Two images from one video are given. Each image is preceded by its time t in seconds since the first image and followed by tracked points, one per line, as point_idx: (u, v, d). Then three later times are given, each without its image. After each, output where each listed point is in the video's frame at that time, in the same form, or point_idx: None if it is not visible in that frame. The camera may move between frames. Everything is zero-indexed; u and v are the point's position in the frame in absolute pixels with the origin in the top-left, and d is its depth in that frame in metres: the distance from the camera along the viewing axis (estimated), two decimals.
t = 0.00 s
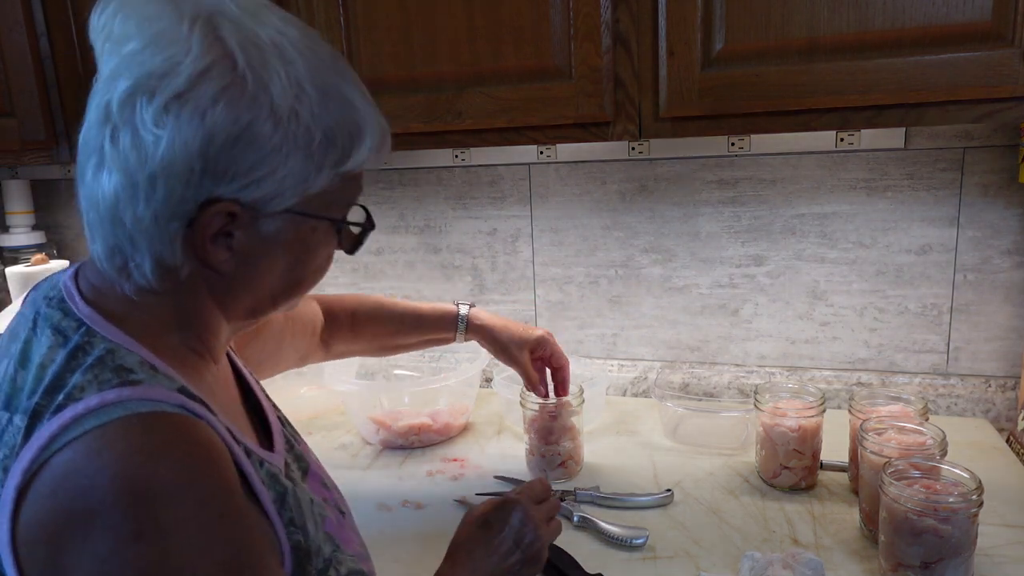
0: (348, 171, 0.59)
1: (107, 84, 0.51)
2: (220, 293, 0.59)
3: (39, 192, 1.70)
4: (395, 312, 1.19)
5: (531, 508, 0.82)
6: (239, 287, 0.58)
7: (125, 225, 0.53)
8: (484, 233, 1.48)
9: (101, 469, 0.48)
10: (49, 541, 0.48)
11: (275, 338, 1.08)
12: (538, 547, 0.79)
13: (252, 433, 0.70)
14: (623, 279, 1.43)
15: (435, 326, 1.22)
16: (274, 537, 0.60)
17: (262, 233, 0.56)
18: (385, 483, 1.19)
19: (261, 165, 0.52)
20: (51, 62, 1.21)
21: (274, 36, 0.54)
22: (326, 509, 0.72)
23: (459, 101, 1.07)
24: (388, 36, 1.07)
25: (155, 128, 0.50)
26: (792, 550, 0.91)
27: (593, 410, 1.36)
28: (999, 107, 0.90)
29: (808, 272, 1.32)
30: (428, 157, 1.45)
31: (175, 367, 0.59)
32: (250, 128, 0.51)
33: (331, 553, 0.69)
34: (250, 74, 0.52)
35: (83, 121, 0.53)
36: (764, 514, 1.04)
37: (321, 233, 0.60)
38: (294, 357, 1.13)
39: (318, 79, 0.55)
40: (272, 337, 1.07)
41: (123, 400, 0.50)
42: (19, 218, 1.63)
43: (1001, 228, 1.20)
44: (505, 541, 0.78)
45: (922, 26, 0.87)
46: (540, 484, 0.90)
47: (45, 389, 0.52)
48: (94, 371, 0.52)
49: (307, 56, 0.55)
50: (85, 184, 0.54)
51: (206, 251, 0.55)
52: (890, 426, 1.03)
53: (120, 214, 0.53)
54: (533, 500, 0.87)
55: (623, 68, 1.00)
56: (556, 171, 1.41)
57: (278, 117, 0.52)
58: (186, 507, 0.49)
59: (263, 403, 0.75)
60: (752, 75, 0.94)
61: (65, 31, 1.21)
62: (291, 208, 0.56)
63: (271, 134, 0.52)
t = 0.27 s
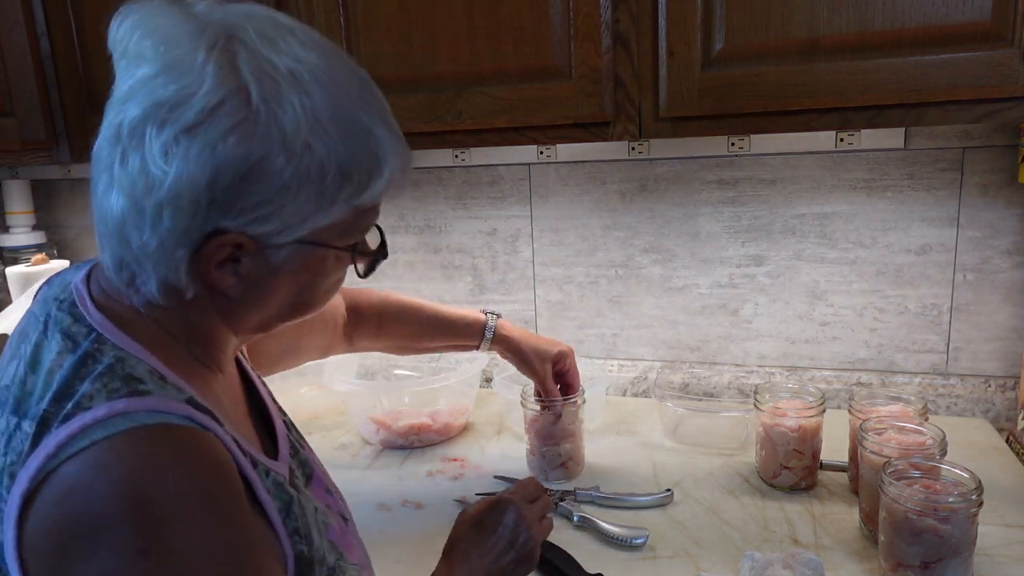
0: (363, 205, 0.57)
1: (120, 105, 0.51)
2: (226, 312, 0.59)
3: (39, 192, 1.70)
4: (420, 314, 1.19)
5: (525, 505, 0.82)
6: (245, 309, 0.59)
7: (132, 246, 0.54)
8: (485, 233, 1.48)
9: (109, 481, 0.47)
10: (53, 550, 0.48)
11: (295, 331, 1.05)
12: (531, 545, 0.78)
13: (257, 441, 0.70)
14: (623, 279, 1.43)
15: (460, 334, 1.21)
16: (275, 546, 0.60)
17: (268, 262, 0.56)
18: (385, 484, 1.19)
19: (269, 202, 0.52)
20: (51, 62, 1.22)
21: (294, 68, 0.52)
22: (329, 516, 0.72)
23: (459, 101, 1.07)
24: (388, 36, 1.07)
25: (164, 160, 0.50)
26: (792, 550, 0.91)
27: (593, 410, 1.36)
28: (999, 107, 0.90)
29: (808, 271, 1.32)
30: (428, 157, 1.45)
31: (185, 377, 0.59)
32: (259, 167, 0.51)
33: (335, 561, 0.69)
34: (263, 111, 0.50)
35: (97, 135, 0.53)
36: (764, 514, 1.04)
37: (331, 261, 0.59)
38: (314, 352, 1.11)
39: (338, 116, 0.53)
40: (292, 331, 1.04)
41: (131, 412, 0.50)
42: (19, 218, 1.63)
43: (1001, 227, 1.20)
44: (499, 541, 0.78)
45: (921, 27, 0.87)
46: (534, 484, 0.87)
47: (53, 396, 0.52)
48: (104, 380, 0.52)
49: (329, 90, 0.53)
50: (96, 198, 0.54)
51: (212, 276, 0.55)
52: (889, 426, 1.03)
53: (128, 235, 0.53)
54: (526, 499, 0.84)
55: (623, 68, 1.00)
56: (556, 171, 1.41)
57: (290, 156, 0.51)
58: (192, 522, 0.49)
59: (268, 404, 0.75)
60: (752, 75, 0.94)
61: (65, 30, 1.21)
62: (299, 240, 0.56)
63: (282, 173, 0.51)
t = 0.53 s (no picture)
0: (380, 225, 0.57)
1: (144, 114, 0.51)
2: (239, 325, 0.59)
3: (39, 192, 1.70)
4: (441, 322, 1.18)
5: (536, 522, 0.83)
6: (258, 322, 0.59)
7: (147, 254, 0.54)
8: (484, 233, 1.48)
9: (118, 487, 0.47)
10: (60, 552, 0.48)
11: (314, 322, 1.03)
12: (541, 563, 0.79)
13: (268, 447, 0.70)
14: (623, 279, 1.43)
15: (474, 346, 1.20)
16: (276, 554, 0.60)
17: (281, 278, 0.56)
18: (385, 483, 1.19)
19: (285, 221, 0.52)
20: (51, 62, 1.22)
21: (320, 88, 0.52)
22: (334, 523, 0.72)
23: (459, 101, 1.07)
24: (388, 36, 1.07)
25: (183, 174, 0.50)
26: (792, 550, 0.91)
27: (594, 410, 1.35)
28: (999, 107, 0.90)
29: (808, 271, 1.32)
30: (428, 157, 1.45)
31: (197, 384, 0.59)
32: (277, 187, 0.51)
33: (337, 570, 0.69)
34: (285, 131, 0.50)
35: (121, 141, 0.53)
36: (764, 514, 1.04)
37: (344, 277, 0.59)
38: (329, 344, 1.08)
39: (360, 138, 0.52)
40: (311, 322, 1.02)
41: (141, 418, 0.50)
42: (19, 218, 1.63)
43: (1001, 227, 1.20)
44: (507, 557, 0.78)
45: (921, 26, 0.87)
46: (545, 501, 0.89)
47: (65, 398, 0.52)
48: (116, 384, 0.52)
49: (354, 113, 0.52)
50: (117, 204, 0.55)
51: (225, 289, 0.55)
52: (889, 426, 1.02)
53: (144, 243, 0.53)
54: (536, 518, 0.85)
55: (623, 68, 1.00)
56: (556, 171, 1.41)
57: (309, 177, 0.51)
58: (197, 531, 0.49)
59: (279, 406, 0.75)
60: (753, 76, 0.94)
61: (65, 30, 1.21)
62: (313, 257, 0.55)
63: (300, 194, 0.51)
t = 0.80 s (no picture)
0: (373, 222, 0.57)
1: (131, 117, 0.51)
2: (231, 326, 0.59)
3: (39, 192, 1.70)
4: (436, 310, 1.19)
5: (532, 523, 0.83)
6: (251, 323, 0.59)
7: (137, 257, 0.54)
8: (484, 234, 1.48)
9: (106, 494, 0.47)
10: (49, 560, 0.47)
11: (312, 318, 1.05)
12: (536, 565, 0.79)
13: (263, 450, 0.70)
14: (623, 279, 1.43)
15: (472, 335, 1.21)
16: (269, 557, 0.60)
17: (274, 278, 0.56)
18: (385, 483, 1.19)
19: (276, 221, 0.52)
20: (51, 62, 1.22)
21: (308, 86, 0.52)
22: (331, 524, 0.72)
23: (459, 101, 1.07)
24: (388, 36, 1.07)
25: (173, 176, 0.50)
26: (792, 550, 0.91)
27: (594, 410, 1.35)
28: (999, 107, 0.90)
29: (808, 271, 1.32)
30: (428, 157, 1.44)
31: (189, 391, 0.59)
32: (268, 187, 0.51)
33: (335, 571, 0.69)
34: (275, 130, 0.50)
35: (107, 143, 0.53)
36: (764, 514, 1.04)
37: (337, 277, 0.59)
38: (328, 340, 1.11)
39: (351, 136, 0.52)
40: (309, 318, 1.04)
41: (130, 423, 0.50)
42: (19, 218, 1.63)
43: (1001, 227, 1.20)
44: (504, 560, 0.78)
45: (921, 26, 0.87)
46: (543, 501, 0.89)
47: (53, 405, 0.52)
48: (105, 390, 0.52)
49: (343, 111, 0.52)
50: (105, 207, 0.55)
51: (217, 291, 0.55)
52: (889, 426, 1.02)
53: (134, 246, 0.53)
54: (535, 518, 0.85)
55: (623, 68, 1.00)
56: (556, 171, 1.41)
57: (300, 176, 0.51)
58: (187, 538, 0.49)
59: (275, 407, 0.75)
60: (753, 76, 0.94)
61: (65, 30, 1.21)
62: (306, 257, 0.55)
63: (292, 193, 0.51)
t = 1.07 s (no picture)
0: (359, 196, 0.58)
1: (117, 100, 0.50)
2: (221, 312, 0.59)
3: (39, 192, 1.70)
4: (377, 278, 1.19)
5: (529, 511, 0.82)
6: (242, 308, 0.58)
7: (127, 244, 0.53)
8: (485, 234, 1.48)
9: (85, 496, 0.47)
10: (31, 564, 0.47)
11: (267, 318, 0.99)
12: (535, 556, 0.78)
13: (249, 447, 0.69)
14: (623, 279, 1.43)
15: (423, 288, 1.22)
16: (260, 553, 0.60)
17: (268, 257, 0.56)
18: (385, 484, 1.19)
19: (275, 196, 0.52)
20: (51, 62, 1.22)
21: (298, 60, 0.53)
22: (322, 520, 0.72)
23: (459, 101, 1.07)
24: (389, 35, 1.07)
25: (170, 154, 0.49)
26: (792, 550, 0.90)
27: (594, 410, 1.35)
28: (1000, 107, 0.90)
29: (808, 271, 1.32)
30: (429, 157, 1.45)
31: (165, 385, 0.58)
32: (267, 159, 0.51)
33: (325, 567, 0.69)
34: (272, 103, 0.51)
35: (88, 131, 0.52)
36: (764, 514, 1.04)
37: (326, 255, 0.60)
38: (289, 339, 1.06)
39: (341, 108, 0.54)
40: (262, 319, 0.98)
41: (109, 423, 0.50)
42: (19, 218, 1.63)
43: (1001, 228, 1.20)
44: (502, 548, 0.78)
45: (922, 26, 0.87)
46: (537, 487, 0.87)
47: (30, 409, 0.52)
48: (81, 391, 0.52)
49: (332, 84, 0.54)
50: (87, 196, 0.53)
51: (211, 273, 0.55)
52: (889, 426, 1.02)
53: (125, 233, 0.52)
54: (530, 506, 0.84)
55: (623, 68, 1.00)
56: (556, 171, 1.41)
57: (298, 148, 0.52)
58: (170, 538, 0.49)
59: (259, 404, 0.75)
60: (753, 75, 0.94)
61: (65, 30, 1.21)
62: (299, 233, 0.56)
63: (289, 166, 0.52)
